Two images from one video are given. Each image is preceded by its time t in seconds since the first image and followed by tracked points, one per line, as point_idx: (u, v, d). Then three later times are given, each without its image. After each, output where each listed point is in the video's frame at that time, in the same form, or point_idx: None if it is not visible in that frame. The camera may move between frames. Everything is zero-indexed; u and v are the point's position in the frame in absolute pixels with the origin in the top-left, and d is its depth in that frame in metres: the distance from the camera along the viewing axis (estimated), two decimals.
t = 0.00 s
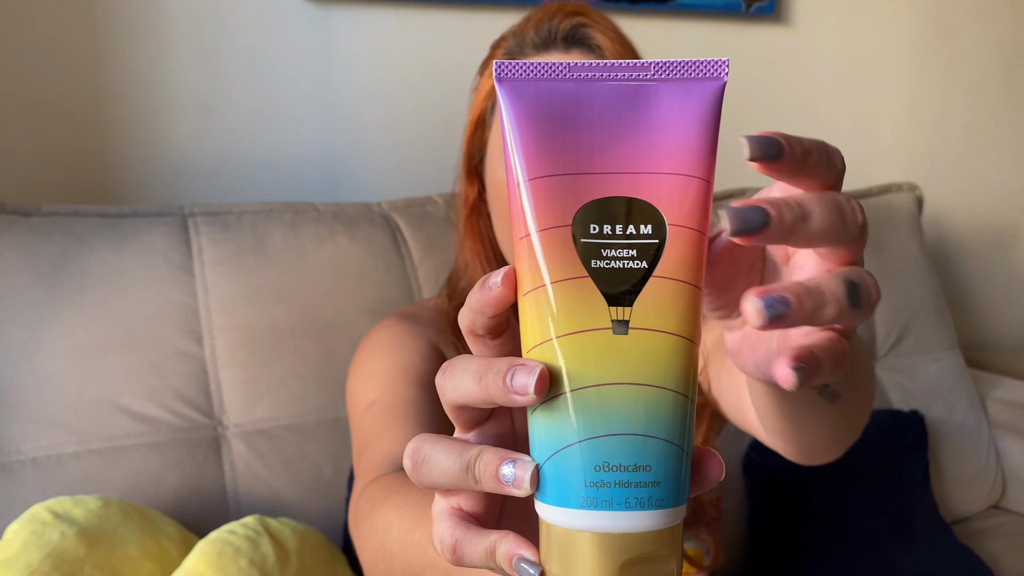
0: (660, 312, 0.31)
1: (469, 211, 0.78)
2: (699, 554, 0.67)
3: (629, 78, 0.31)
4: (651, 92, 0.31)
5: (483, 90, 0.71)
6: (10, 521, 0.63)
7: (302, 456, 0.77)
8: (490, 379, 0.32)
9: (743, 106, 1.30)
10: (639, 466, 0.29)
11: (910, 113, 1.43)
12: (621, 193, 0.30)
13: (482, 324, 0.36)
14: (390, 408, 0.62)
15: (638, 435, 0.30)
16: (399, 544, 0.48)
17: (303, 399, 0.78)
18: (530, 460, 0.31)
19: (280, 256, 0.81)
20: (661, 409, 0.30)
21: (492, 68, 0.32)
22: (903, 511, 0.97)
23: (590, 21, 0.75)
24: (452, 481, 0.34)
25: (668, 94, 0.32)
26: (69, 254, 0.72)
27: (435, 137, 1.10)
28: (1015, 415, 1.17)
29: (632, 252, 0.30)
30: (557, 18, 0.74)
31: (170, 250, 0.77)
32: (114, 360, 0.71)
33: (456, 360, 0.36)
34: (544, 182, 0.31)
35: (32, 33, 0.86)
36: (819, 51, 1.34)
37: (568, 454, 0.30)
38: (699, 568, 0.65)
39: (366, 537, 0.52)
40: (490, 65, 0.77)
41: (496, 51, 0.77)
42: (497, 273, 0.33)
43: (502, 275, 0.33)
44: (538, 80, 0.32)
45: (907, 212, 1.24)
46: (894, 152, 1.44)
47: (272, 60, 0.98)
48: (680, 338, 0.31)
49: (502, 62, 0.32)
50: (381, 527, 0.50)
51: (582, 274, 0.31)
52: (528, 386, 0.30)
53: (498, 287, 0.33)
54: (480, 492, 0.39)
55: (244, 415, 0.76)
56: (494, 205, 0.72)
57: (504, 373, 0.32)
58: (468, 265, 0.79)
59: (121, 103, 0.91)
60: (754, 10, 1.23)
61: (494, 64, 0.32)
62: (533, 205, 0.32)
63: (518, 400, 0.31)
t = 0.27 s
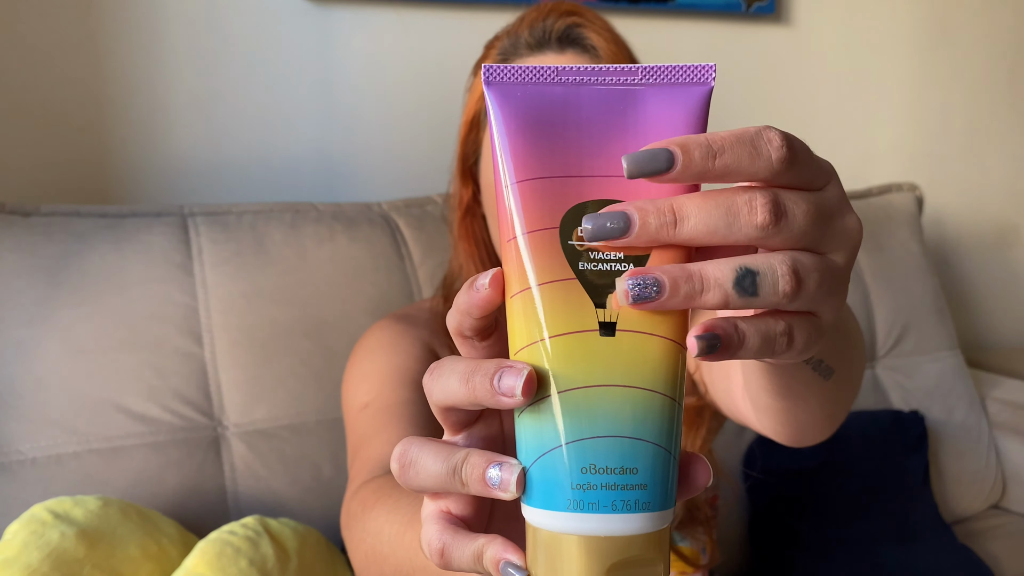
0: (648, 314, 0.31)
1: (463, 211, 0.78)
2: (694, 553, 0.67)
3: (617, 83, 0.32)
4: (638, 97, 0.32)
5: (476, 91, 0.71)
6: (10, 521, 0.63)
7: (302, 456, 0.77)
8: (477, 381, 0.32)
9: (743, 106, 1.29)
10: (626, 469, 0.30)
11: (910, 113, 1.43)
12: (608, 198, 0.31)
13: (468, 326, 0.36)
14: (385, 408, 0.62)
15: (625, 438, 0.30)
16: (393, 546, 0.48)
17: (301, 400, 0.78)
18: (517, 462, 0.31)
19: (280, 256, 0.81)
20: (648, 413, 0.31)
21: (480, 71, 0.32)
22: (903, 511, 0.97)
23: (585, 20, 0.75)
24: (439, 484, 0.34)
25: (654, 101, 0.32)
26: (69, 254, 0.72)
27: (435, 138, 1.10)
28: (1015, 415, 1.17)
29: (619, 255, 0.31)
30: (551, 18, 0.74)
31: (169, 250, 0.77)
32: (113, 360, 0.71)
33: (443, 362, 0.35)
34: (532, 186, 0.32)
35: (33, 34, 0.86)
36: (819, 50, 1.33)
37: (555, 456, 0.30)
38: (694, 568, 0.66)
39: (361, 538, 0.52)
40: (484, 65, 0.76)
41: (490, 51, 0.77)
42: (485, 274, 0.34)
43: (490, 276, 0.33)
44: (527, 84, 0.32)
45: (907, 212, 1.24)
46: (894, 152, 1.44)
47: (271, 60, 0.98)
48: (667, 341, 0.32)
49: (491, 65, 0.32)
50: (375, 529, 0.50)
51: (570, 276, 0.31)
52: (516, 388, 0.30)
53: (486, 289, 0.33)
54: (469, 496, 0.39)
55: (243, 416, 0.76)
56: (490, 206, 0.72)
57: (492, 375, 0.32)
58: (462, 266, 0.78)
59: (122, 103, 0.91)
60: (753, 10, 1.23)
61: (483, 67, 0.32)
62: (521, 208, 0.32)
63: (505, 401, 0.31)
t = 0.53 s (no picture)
0: (642, 294, 0.31)
1: (462, 211, 0.79)
2: (693, 553, 0.67)
3: (610, 67, 0.32)
4: (631, 81, 0.32)
5: (475, 90, 0.71)
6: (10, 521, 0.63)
7: (302, 456, 0.77)
8: (472, 360, 0.32)
9: (743, 106, 1.30)
10: (618, 445, 0.30)
11: (909, 113, 1.43)
12: (602, 178, 0.31)
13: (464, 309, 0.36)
14: (383, 407, 0.62)
15: (618, 415, 0.30)
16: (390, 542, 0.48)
17: (301, 399, 0.78)
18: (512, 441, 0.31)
19: (279, 256, 0.81)
20: (642, 391, 0.31)
21: (475, 58, 0.33)
22: (903, 511, 0.96)
23: (583, 20, 0.75)
24: (434, 465, 0.34)
25: (647, 84, 0.32)
26: (69, 254, 0.72)
27: (435, 138, 1.10)
28: (1015, 415, 1.17)
29: (612, 235, 0.31)
30: (549, 17, 0.74)
31: (169, 250, 0.77)
32: (113, 359, 0.71)
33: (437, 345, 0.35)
34: (526, 168, 0.32)
35: (34, 35, 0.86)
36: (819, 51, 1.33)
37: (548, 434, 0.30)
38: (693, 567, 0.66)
39: (358, 536, 0.52)
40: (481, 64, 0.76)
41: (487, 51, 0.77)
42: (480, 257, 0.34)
43: (485, 258, 0.33)
44: (521, 69, 0.32)
45: (907, 212, 1.24)
46: (894, 153, 1.44)
47: (271, 60, 0.98)
48: (661, 323, 0.31)
49: (485, 51, 0.33)
50: (373, 526, 0.50)
51: (563, 256, 0.31)
52: (510, 366, 0.30)
53: (481, 271, 0.33)
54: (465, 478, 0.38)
55: (243, 416, 0.76)
56: (487, 205, 0.72)
57: (486, 354, 0.32)
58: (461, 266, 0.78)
59: (122, 104, 0.91)
60: (753, 10, 1.23)
61: (478, 53, 0.33)
62: (515, 190, 0.32)
63: (500, 379, 0.31)
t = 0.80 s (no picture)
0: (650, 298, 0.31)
1: (463, 212, 0.79)
2: (695, 555, 0.68)
3: (614, 69, 0.32)
4: (636, 82, 0.32)
5: (476, 91, 0.71)
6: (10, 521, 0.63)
7: (302, 456, 0.77)
8: (483, 365, 0.32)
9: (743, 106, 1.29)
10: (632, 450, 0.30)
11: (909, 113, 1.43)
12: (610, 181, 0.31)
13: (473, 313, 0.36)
14: (386, 407, 0.62)
15: (630, 420, 0.30)
16: (395, 543, 0.48)
17: (302, 399, 0.78)
18: (524, 448, 0.32)
19: (280, 256, 0.81)
20: (654, 395, 0.30)
21: (478, 61, 0.32)
22: (903, 511, 0.97)
23: (583, 20, 0.75)
24: (446, 472, 0.34)
25: (651, 84, 0.32)
26: (69, 254, 0.72)
27: (435, 138, 1.10)
28: (1015, 415, 1.17)
29: (620, 238, 0.31)
30: (550, 18, 0.74)
31: (170, 250, 0.77)
32: (114, 360, 0.71)
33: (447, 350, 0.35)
34: (533, 172, 0.32)
35: (33, 33, 0.86)
36: (819, 51, 1.33)
37: (560, 440, 0.30)
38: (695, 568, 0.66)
39: (361, 536, 0.52)
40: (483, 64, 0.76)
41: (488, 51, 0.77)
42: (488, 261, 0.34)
43: (493, 263, 0.33)
44: (525, 72, 0.32)
45: (906, 212, 1.24)
46: (893, 153, 1.44)
47: (270, 59, 0.98)
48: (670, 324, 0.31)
49: (488, 54, 0.32)
50: (376, 526, 0.50)
51: (571, 260, 0.31)
52: (522, 371, 0.31)
53: (490, 275, 0.33)
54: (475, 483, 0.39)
55: (244, 416, 0.76)
56: (488, 206, 0.72)
57: (497, 360, 0.32)
58: (462, 266, 0.78)
59: (121, 103, 0.91)
60: (753, 10, 1.23)
61: (481, 57, 0.32)
62: (521, 194, 0.32)
63: (511, 385, 0.31)
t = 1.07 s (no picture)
0: (645, 296, 0.31)
1: (465, 211, 0.79)
2: (694, 556, 0.68)
3: (616, 66, 0.32)
4: (637, 80, 0.32)
5: (477, 90, 0.71)
6: (10, 521, 0.63)
7: (302, 456, 0.77)
8: (474, 361, 0.33)
9: (743, 106, 1.29)
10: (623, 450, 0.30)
11: (910, 113, 1.43)
12: (607, 179, 0.31)
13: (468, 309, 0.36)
14: (386, 406, 0.62)
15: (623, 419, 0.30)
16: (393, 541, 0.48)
17: (302, 399, 0.78)
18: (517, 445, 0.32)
19: (280, 256, 0.81)
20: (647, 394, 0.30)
21: (479, 55, 0.33)
22: (903, 511, 0.97)
23: (586, 20, 0.75)
24: (439, 469, 0.35)
25: (653, 83, 0.32)
26: (69, 254, 0.72)
27: (435, 138, 1.10)
28: (1015, 415, 1.17)
29: (616, 237, 0.31)
30: (552, 17, 0.74)
31: (170, 250, 0.77)
32: (114, 359, 0.71)
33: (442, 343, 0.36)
34: (531, 169, 0.32)
35: (33, 34, 0.86)
36: (819, 50, 1.33)
37: (552, 437, 0.30)
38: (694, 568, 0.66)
39: (360, 534, 0.52)
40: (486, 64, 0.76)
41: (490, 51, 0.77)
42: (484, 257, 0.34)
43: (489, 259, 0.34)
44: (526, 68, 0.32)
45: (907, 212, 1.24)
46: (894, 152, 1.44)
47: (271, 59, 0.98)
48: (666, 324, 0.31)
49: (490, 49, 0.32)
50: (374, 525, 0.50)
51: (567, 258, 0.31)
52: (513, 367, 0.31)
53: (485, 271, 0.34)
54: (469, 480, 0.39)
55: (243, 416, 0.76)
56: (489, 205, 0.72)
57: (489, 355, 0.32)
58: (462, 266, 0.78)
59: (122, 103, 0.91)
60: (753, 10, 1.23)
61: (482, 51, 0.32)
62: (519, 190, 0.32)
63: (504, 380, 0.31)
